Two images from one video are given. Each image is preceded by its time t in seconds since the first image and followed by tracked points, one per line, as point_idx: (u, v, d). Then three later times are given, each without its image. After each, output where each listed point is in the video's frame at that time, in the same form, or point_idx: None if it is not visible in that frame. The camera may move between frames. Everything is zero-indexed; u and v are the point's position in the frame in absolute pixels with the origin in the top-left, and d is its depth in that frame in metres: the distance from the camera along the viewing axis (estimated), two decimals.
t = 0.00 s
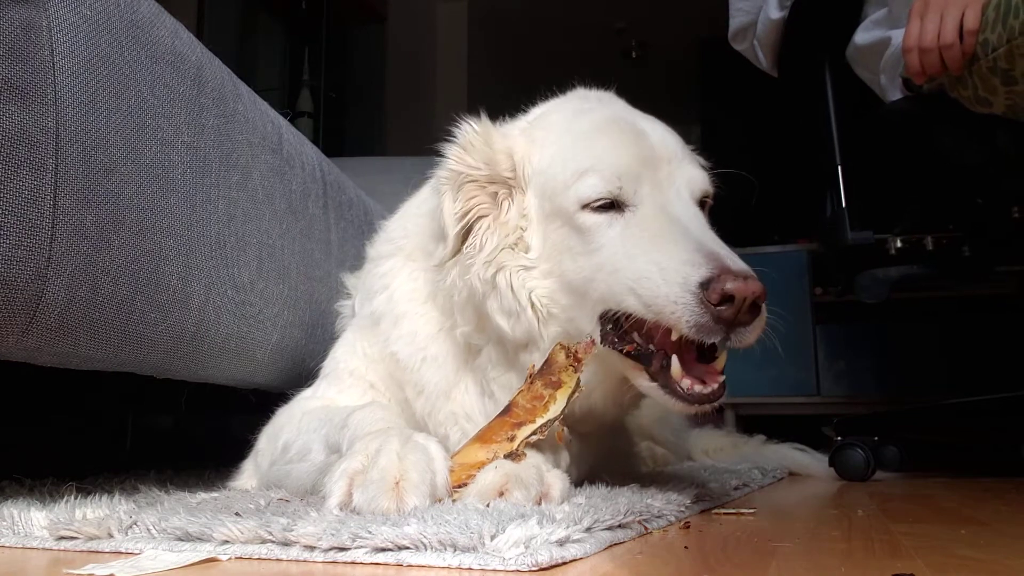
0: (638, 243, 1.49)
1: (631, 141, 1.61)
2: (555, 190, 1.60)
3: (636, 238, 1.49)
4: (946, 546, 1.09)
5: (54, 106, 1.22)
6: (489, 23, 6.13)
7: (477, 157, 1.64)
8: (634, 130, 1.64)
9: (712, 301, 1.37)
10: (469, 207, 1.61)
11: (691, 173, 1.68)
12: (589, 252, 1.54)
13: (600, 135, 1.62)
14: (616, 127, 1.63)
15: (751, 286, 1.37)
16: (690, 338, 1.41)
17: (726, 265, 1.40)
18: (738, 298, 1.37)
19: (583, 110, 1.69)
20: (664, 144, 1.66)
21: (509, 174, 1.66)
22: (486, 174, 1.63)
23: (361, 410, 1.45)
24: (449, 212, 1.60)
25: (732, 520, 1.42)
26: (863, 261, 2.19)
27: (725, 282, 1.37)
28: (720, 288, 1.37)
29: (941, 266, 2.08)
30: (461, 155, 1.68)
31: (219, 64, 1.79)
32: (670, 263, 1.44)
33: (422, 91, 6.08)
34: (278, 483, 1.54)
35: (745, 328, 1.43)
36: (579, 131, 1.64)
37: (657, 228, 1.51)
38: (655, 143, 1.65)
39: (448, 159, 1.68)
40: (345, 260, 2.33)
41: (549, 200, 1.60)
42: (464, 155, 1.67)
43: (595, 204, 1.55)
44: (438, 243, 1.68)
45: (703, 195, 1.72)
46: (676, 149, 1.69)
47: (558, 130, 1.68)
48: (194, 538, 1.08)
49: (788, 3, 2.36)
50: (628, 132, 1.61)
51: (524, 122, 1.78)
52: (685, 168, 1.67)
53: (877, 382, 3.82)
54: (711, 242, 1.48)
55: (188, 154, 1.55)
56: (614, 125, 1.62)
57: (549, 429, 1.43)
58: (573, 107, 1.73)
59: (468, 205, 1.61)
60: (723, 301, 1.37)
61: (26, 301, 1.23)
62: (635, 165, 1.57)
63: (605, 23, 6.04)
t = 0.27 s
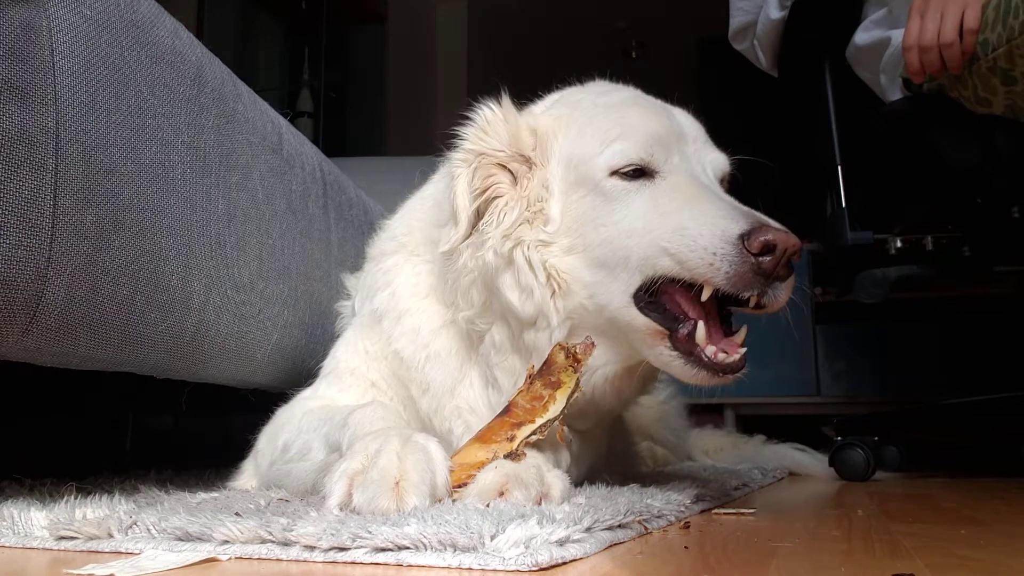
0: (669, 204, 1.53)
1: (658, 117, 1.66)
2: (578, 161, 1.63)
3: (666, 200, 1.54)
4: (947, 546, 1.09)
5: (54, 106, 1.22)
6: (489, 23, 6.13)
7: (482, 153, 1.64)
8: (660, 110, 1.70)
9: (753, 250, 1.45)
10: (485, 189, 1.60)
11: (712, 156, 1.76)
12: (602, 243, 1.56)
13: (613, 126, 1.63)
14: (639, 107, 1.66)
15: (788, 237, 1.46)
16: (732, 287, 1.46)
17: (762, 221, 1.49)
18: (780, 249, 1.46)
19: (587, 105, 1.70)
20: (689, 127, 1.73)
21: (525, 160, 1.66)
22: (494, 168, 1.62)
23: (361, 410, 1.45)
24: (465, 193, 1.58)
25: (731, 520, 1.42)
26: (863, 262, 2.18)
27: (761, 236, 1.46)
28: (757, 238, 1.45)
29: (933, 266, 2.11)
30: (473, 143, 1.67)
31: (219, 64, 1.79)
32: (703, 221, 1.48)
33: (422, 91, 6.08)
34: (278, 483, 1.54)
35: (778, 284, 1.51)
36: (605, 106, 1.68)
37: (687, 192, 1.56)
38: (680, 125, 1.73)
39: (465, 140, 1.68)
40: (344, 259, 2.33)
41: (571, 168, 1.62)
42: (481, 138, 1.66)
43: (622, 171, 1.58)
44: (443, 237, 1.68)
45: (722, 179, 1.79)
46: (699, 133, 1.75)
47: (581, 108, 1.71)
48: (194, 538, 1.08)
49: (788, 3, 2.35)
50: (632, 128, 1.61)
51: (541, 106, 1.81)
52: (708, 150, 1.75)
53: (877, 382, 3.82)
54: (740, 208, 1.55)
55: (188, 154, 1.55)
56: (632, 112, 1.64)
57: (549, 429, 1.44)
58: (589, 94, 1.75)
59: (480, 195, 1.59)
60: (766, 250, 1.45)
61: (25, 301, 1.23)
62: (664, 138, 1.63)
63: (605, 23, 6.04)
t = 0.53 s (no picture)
0: (675, 212, 1.53)
1: (672, 112, 1.67)
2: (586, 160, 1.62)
3: (686, 198, 1.54)
4: (947, 547, 1.09)
5: (54, 107, 1.22)
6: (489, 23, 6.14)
7: (485, 148, 1.63)
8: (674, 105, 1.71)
9: (788, 235, 1.48)
10: (494, 182, 1.58)
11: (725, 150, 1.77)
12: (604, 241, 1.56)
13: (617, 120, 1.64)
14: (652, 101, 1.66)
15: (818, 223, 1.52)
16: (768, 272, 1.48)
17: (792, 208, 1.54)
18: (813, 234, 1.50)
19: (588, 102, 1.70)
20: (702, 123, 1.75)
21: (530, 152, 1.65)
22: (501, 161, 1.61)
23: (361, 410, 1.45)
24: (472, 188, 1.58)
25: (731, 520, 1.42)
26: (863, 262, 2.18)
27: (792, 220, 1.50)
28: (794, 224, 1.49)
29: (931, 267, 2.13)
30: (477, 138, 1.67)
31: (219, 64, 1.79)
32: (729, 216, 1.50)
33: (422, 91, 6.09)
34: (278, 483, 1.54)
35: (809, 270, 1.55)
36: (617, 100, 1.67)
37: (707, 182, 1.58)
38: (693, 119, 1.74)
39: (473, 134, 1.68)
40: (344, 259, 2.33)
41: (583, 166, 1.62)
42: (490, 131, 1.66)
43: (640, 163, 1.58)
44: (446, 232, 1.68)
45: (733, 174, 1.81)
46: (709, 128, 1.76)
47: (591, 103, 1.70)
48: (193, 538, 1.09)
49: (788, 3, 2.36)
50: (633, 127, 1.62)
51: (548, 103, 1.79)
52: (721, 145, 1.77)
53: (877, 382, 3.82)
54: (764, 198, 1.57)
55: (188, 154, 1.55)
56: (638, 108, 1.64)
57: (549, 428, 1.44)
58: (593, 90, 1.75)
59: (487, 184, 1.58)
60: (801, 233, 1.49)
61: (26, 301, 1.23)
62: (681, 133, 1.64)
63: (604, 23, 6.04)
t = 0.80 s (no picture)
0: (678, 209, 1.53)
1: (680, 110, 1.68)
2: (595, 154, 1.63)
3: (691, 195, 1.55)
4: (947, 547, 1.09)
5: (54, 106, 1.22)
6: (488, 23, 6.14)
7: (494, 145, 1.62)
8: (681, 102, 1.71)
9: (805, 224, 1.49)
10: (504, 180, 1.58)
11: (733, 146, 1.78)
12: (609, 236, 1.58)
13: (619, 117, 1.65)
14: (659, 99, 1.67)
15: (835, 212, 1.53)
16: (783, 261, 1.49)
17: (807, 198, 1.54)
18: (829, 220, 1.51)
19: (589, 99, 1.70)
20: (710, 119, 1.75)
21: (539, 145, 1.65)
22: (506, 155, 1.61)
23: (361, 410, 1.45)
24: (483, 186, 1.57)
25: (731, 520, 1.42)
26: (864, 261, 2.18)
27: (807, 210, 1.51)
28: (810, 214, 1.50)
29: (932, 266, 2.13)
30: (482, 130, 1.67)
31: (219, 64, 1.79)
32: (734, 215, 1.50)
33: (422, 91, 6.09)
34: (278, 483, 1.54)
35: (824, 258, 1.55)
36: (626, 97, 1.67)
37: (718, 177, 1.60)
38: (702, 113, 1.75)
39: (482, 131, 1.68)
40: (345, 259, 2.33)
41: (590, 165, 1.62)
42: (499, 127, 1.65)
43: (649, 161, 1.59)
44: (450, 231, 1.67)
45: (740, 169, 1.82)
46: (716, 124, 1.77)
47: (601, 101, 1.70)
48: (193, 538, 1.08)
49: (788, 3, 2.36)
50: (632, 123, 1.62)
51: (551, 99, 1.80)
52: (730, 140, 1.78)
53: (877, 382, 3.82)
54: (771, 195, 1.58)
55: (188, 154, 1.55)
56: (641, 105, 1.65)
57: (548, 429, 1.44)
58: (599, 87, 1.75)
59: (493, 184, 1.58)
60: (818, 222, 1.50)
61: (26, 301, 1.23)
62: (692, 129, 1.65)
63: (604, 23, 6.04)
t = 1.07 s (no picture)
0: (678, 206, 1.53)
1: (675, 107, 1.68)
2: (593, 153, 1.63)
3: (687, 193, 1.55)
4: (947, 547, 1.09)
5: (54, 107, 1.22)
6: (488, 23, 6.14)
7: (492, 154, 1.63)
8: (676, 99, 1.72)
9: (791, 234, 1.48)
10: (506, 188, 1.59)
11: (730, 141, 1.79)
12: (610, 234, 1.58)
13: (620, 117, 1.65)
14: (656, 96, 1.67)
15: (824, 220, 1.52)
16: (771, 268, 1.49)
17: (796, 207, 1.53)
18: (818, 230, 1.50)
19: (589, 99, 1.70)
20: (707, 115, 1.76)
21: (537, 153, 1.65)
22: (506, 167, 1.61)
23: (361, 409, 1.45)
24: (484, 196, 1.57)
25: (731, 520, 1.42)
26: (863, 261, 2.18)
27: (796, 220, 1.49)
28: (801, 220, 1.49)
29: (932, 266, 2.14)
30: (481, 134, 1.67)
31: (219, 64, 1.79)
32: (731, 213, 1.51)
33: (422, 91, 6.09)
34: (278, 483, 1.54)
35: (815, 266, 1.54)
36: (622, 95, 1.68)
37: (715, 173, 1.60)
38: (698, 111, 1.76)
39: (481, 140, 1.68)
40: (345, 259, 2.33)
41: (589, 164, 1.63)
42: (498, 136, 1.65)
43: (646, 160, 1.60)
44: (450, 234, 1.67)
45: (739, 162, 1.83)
46: (712, 120, 1.78)
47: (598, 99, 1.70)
48: (193, 538, 1.08)
49: (788, 3, 2.36)
50: (629, 122, 1.63)
51: (550, 98, 1.80)
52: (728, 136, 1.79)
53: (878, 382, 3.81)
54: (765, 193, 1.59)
55: (188, 154, 1.55)
56: (637, 103, 1.65)
57: (548, 428, 1.44)
58: (595, 84, 1.76)
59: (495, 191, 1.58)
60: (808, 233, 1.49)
61: (26, 301, 1.23)
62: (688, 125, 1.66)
63: (604, 23, 6.04)
